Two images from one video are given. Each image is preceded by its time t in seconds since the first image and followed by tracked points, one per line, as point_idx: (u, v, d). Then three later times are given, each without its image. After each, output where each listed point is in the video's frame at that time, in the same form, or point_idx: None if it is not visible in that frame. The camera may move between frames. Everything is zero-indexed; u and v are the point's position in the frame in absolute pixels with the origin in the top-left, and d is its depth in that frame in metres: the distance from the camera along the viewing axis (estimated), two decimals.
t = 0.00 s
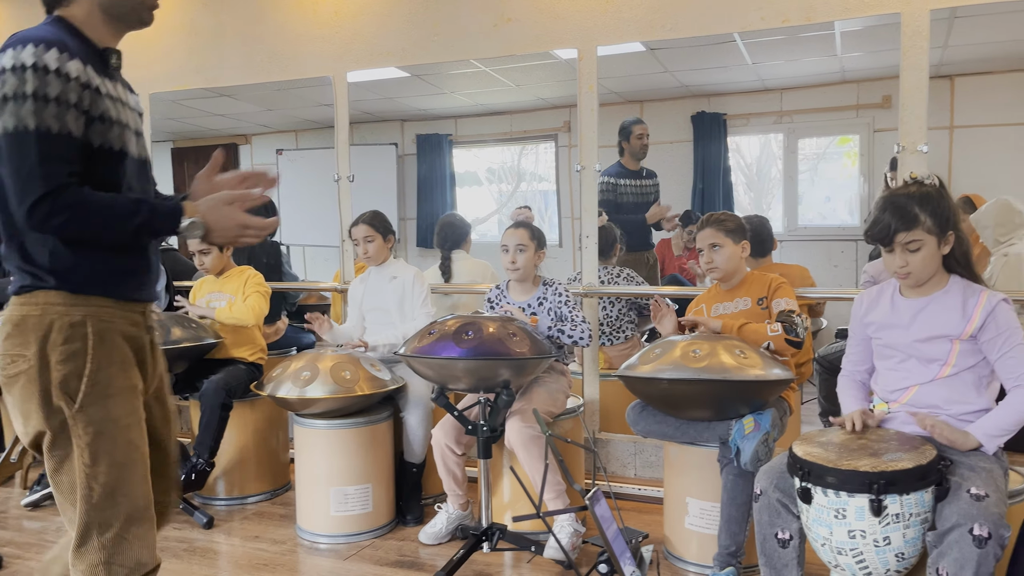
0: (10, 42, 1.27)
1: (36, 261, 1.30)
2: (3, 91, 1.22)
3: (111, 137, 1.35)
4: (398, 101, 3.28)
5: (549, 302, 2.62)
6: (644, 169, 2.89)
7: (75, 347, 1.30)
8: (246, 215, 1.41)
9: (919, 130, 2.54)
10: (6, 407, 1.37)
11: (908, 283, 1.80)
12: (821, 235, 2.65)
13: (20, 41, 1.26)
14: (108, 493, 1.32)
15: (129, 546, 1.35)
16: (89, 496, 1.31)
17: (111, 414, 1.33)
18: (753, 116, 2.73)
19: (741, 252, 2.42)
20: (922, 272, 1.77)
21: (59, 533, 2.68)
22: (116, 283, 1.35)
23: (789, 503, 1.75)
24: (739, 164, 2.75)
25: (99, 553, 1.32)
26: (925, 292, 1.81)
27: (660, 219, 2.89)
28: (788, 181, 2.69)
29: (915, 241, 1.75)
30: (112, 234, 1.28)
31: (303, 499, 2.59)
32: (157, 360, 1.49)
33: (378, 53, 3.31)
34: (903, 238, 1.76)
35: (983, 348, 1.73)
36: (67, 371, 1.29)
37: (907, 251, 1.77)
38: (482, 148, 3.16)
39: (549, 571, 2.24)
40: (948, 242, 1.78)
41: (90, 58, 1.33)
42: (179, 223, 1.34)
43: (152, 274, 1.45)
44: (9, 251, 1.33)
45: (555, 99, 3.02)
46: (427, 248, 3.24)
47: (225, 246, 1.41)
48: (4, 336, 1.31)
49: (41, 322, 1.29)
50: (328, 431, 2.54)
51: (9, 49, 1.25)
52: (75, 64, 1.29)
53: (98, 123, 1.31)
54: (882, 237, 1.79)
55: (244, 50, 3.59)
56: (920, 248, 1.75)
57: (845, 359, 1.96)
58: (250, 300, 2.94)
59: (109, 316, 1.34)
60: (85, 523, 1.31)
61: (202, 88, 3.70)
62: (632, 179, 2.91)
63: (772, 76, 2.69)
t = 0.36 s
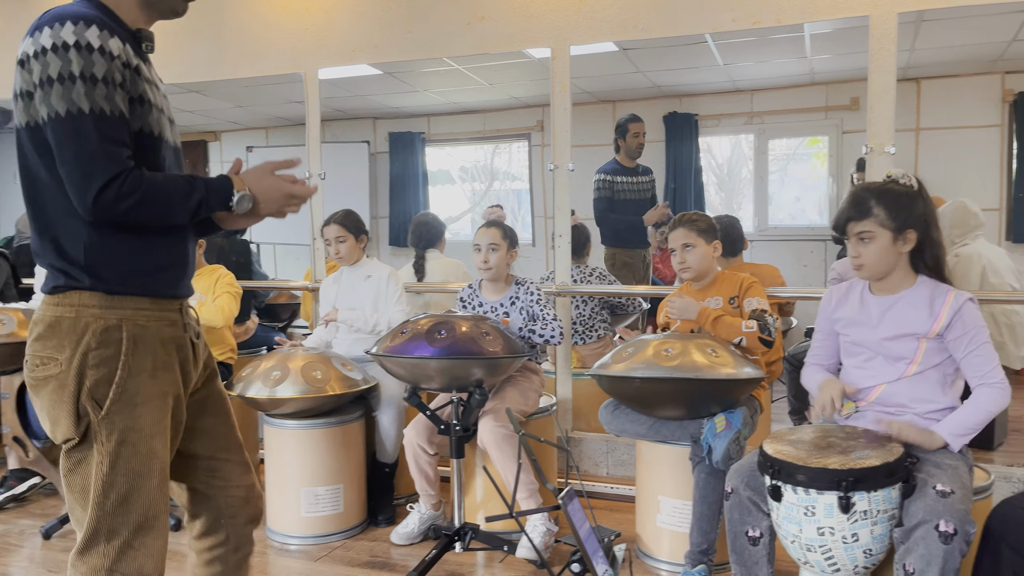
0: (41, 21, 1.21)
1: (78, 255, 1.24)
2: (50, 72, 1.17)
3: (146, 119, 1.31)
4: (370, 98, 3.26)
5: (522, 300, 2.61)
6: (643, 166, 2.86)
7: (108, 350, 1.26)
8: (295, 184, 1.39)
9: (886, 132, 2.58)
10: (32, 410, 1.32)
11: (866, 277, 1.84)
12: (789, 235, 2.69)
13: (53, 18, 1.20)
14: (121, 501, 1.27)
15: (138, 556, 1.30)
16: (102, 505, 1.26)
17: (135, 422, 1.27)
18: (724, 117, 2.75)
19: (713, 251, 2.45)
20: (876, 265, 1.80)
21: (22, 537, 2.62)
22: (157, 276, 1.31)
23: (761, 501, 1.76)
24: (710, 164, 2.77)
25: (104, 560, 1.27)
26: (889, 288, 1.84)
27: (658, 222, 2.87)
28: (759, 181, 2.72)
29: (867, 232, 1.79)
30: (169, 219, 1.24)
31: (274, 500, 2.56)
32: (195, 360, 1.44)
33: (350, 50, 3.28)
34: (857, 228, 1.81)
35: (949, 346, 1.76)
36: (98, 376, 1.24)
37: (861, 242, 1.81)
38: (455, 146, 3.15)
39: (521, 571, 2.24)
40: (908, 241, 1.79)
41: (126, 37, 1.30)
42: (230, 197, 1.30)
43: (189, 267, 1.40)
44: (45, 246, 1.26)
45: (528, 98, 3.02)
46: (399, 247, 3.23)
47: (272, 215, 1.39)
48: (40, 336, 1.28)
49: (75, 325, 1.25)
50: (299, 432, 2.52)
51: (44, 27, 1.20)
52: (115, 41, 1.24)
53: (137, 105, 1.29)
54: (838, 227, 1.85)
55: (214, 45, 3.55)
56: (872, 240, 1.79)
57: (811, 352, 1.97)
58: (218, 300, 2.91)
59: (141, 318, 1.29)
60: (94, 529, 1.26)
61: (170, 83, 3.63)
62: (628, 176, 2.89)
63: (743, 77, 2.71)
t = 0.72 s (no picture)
0: (80, 18, 1.25)
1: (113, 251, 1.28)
2: (84, 69, 1.20)
3: (182, 117, 1.33)
4: (334, 93, 3.23)
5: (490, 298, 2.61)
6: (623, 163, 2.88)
7: (140, 349, 1.28)
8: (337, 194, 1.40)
9: (847, 132, 2.61)
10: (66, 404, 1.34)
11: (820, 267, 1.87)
12: (751, 235, 2.71)
13: (91, 16, 1.24)
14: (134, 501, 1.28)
15: (141, 557, 1.30)
16: (117, 502, 1.26)
17: (157, 423, 1.29)
18: (688, 116, 2.78)
19: (679, 251, 2.45)
20: (831, 255, 1.83)
21: None
22: (190, 275, 1.34)
23: (725, 497, 1.77)
24: (675, 163, 2.80)
25: (108, 557, 1.27)
26: (845, 285, 1.87)
27: (642, 202, 2.88)
28: (723, 179, 2.74)
29: (827, 220, 1.83)
30: (198, 220, 1.27)
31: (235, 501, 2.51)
32: (227, 361, 1.45)
33: (314, 44, 3.24)
34: (818, 216, 1.85)
35: (909, 343, 1.79)
36: (127, 375, 1.26)
37: (819, 230, 1.84)
38: (421, 143, 3.14)
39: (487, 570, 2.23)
40: (864, 240, 1.83)
41: (162, 32, 1.32)
42: (269, 203, 1.31)
43: (224, 267, 1.43)
44: (82, 241, 1.31)
45: (494, 95, 3.01)
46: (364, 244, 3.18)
47: (314, 225, 1.40)
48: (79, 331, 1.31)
49: (110, 323, 1.27)
50: (262, 432, 2.48)
51: (83, 23, 1.23)
52: (151, 39, 1.27)
53: (172, 101, 1.31)
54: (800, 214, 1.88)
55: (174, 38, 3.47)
56: (830, 229, 1.83)
57: (774, 355, 1.98)
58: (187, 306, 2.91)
59: (172, 321, 1.31)
60: (103, 526, 1.26)
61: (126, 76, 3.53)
62: (610, 173, 2.90)
63: (707, 77, 2.74)
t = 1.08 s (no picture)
0: (132, 9, 1.18)
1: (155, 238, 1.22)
2: (141, 59, 1.13)
3: (227, 110, 1.28)
4: (286, 86, 3.16)
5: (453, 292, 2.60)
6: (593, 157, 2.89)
7: (190, 333, 1.22)
8: (361, 183, 1.36)
9: (800, 131, 2.65)
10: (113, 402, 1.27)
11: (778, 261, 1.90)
12: (705, 230, 2.74)
13: (146, 6, 1.17)
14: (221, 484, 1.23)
15: (240, 536, 1.27)
16: (206, 489, 1.22)
17: (219, 403, 1.24)
18: (643, 113, 2.80)
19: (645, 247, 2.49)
20: (789, 251, 1.86)
21: None
22: (233, 266, 1.28)
23: (682, 492, 1.78)
24: (630, 159, 2.82)
25: (218, 540, 1.23)
26: (802, 281, 1.90)
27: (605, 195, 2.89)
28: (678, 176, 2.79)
29: (787, 216, 1.85)
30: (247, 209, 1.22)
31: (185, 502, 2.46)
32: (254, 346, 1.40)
33: (267, 35, 3.18)
34: (779, 211, 1.87)
35: (858, 339, 1.81)
36: (180, 358, 1.21)
37: (779, 226, 1.87)
38: (376, 136, 3.09)
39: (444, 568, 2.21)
40: (823, 237, 1.86)
41: (208, 24, 1.25)
42: (303, 192, 1.27)
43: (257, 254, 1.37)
44: (123, 229, 1.24)
45: (450, 90, 2.99)
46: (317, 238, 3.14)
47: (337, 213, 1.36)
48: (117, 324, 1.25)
49: (152, 310, 1.21)
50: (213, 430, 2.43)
51: (138, 14, 1.16)
52: (204, 33, 1.22)
53: (217, 94, 1.25)
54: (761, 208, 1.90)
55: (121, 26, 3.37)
56: (789, 225, 1.85)
57: (733, 350, 2.02)
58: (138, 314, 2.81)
59: (219, 302, 1.26)
60: (209, 513, 1.22)
61: (70, 64, 3.41)
62: (580, 169, 2.91)
63: (662, 75, 2.76)
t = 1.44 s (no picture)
0: (184, 6, 1.17)
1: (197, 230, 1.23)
2: (191, 58, 1.12)
3: (263, 117, 1.28)
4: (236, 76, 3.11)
5: (412, 289, 2.54)
6: (562, 151, 3.09)
7: (241, 327, 1.24)
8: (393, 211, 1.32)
9: (751, 127, 2.59)
10: (154, 392, 1.26)
11: (737, 257, 1.91)
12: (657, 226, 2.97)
13: (202, 6, 1.15)
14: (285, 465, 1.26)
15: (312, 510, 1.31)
16: (278, 467, 1.25)
17: (276, 388, 1.27)
18: (596, 108, 3.07)
19: (611, 242, 2.37)
20: (749, 245, 1.88)
21: None
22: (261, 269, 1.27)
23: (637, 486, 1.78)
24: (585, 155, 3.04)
25: (291, 519, 1.27)
26: (757, 275, 1.91)
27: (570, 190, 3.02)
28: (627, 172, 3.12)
29: (747, 210, 1.88)
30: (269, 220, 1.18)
31: (128, 501, 2.39)
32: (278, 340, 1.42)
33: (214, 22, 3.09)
34: (739, 205, 1.89)
35: (810, 332, 1.84)
36: (238, 348, 1.22)
37: (739, 220, 1.89)
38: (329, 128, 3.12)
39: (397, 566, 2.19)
40: (781, 230, 1.89)
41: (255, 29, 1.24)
42: (332, 212, 1.24)
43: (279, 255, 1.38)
44: (161, 219, 1.23)
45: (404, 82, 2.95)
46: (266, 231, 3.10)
47: (366, 238, 1.32)
48: (157, 317, 1.23)
49: (200, 303, 1.21)
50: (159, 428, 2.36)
51: (194, 13, 1.14)
52: (252, 38, 1.20)
53: (258, 100, 1.25)
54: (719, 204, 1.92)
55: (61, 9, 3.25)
56: (749, 220, 1.88)
57: (683, 339, 2.02)
58: (79, 314, 2.72)
59: (261, 295, 1.28)
60: (282, 489, 1.25)
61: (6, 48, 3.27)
62: (548, 162, 3.08)
63: (615, 70, 2.98)
